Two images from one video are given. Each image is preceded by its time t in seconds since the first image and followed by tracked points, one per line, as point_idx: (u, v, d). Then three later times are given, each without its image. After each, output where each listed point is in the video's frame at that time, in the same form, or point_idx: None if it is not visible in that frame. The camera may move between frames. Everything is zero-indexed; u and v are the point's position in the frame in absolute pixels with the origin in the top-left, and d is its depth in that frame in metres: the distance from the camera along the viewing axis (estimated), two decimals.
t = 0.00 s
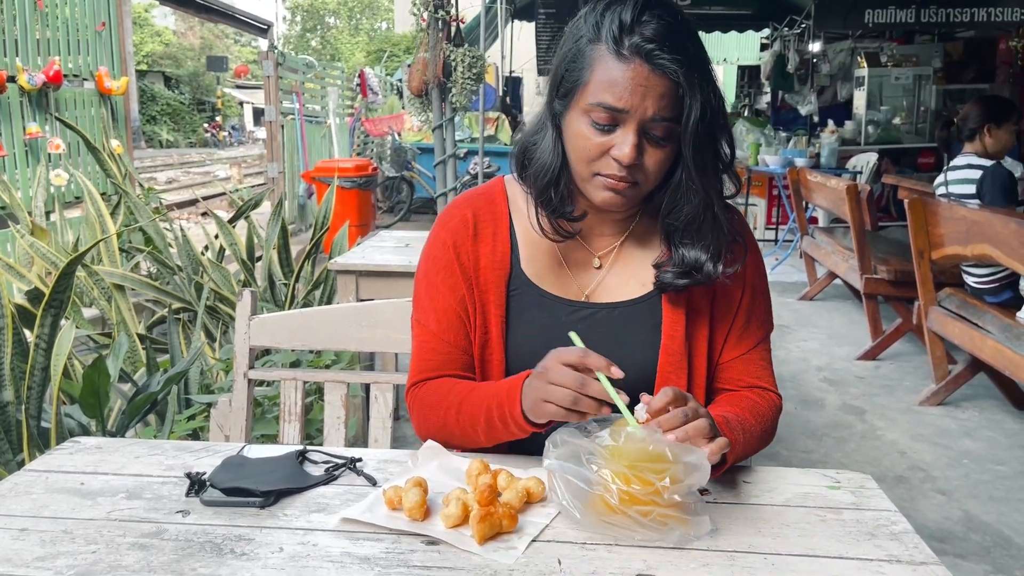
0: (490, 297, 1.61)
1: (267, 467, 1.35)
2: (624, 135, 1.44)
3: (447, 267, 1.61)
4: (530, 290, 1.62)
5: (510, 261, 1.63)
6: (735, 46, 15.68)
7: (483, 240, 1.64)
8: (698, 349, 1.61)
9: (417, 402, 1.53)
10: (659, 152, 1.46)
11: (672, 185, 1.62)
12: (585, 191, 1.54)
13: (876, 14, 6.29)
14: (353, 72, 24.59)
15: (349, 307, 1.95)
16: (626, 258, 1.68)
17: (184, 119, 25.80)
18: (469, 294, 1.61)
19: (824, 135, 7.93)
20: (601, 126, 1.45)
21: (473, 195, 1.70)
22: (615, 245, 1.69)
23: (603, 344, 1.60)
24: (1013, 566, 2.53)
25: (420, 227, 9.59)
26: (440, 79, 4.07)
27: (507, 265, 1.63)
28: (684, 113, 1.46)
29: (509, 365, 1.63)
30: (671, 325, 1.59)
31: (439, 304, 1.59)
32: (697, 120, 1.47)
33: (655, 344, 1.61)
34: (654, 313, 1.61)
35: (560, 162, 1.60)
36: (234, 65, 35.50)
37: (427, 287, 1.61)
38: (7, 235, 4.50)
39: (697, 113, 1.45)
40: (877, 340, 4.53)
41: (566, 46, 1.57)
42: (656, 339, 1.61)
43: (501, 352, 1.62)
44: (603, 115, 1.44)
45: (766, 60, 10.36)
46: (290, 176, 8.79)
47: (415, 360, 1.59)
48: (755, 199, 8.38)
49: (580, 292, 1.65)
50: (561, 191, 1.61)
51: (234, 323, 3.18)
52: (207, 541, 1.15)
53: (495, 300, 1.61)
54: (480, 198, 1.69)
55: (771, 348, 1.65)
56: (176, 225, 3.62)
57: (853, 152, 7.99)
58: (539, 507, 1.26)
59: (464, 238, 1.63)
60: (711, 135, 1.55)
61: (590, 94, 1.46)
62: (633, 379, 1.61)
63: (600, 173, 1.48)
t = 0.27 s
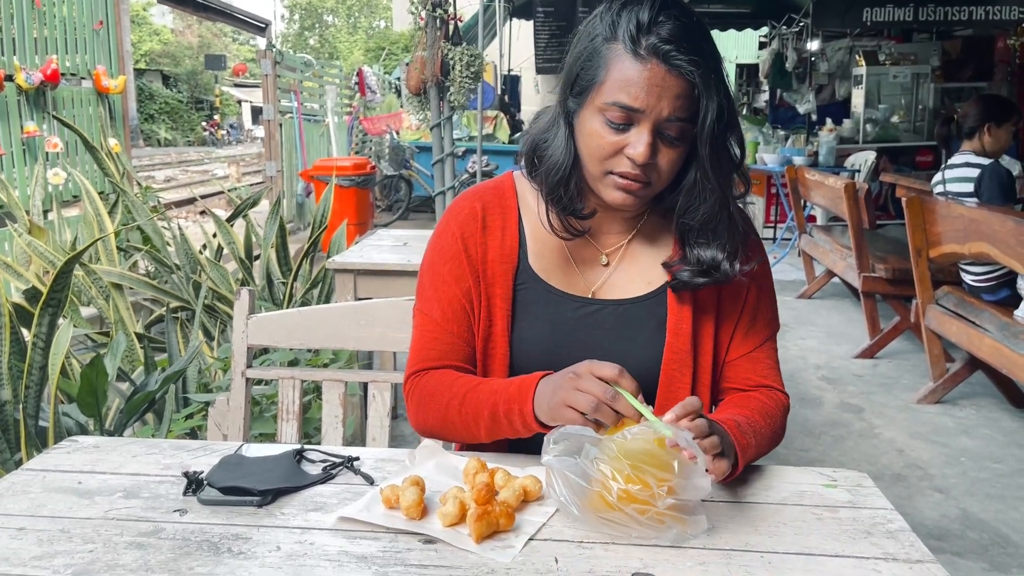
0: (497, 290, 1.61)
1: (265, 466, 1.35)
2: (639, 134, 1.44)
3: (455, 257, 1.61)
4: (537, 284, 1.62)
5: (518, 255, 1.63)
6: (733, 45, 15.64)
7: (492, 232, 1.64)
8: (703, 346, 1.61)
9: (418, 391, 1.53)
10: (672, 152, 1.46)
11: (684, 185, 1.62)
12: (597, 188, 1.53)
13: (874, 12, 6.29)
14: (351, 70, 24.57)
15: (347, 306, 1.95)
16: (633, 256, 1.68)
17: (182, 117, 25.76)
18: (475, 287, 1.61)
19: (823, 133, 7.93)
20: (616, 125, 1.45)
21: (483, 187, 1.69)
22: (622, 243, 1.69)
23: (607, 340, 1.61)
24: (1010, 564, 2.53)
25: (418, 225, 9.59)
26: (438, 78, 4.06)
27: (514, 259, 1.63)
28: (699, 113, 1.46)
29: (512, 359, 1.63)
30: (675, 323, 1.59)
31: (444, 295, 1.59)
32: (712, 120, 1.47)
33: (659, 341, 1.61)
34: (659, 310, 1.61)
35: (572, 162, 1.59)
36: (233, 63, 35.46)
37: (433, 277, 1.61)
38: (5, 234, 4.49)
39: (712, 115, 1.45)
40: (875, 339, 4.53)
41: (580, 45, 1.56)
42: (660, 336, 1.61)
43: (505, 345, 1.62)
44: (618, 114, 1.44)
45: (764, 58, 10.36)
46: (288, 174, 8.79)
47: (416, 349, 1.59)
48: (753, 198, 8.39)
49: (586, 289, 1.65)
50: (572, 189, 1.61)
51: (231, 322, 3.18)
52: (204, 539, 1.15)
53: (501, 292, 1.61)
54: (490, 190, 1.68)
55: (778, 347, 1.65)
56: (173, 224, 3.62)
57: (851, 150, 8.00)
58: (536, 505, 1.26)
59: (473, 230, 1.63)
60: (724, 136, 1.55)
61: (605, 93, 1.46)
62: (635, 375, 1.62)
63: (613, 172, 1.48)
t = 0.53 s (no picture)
0: (501, 286, 1.61)
1: (262, 466, 1.35)
2: (646, 131, 1.43)
3: (459, 254, 1.60)
4: (541, 282, 1.62)
5: (522, 252, 1.63)
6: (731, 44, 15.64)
7: (495, 229, 1.63)
8: (706, 343, 1.61)
9: (422, 389, 1.52)
10: (680, 150, 1.46)
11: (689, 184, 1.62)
12: (604, 186, 1.53)
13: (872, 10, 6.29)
14: (349, 68, 24.54)
15: (345, 305, 1.95)
16: (637, 255, 1.68)
17: (180, 115, 25.71)
18: (478, 284, 1.60)
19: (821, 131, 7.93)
20: (624, 122, 1.44)
21: (486, 184, 1.69)
22: (626, 241, 1.68)
23: (611, 338, 1.61)
24: (1008, 562, 2.53)
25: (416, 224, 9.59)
26: (436, 76, 4.05)
27: (518, 255, 1.62)
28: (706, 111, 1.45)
29: (515, 357, 1.63)
30: (678, 320, 1.59)
31: (448, 291, 1.58)
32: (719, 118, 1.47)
33: (662, 339, 1.61)
34: (662, 307, 1.61)
35: (578, 159, 1.57)
36: (231, 61, 35.40)
37: (436, 273, 1.60)
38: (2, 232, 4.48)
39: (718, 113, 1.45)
40: (874, 337, 4.53)
41: (587, 41, 1.55)
42: (663, 333, 1.61)
43: (508, 342, 1.62)
44: (626, 111, 1.43)
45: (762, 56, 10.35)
46: (286, 172, 8.78)
47: (420, 346, 1.57)
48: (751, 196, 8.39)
49: (591, 286, 1.65)
50: (578, 188, 1.60)
51: (229, 320, 3.17)
52: (200, 540, 1.14)
53: (505, 289, 1.61)
54: (494, 188, 1.68)
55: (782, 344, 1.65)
56: (171, 222, 3.61)
57: (849, 148, 8.00)
58: (534, 506, 1.26)
59: (477, 226, 1.62)
60: (729, 134, 1.55)
61: (613, 90, 1.45)
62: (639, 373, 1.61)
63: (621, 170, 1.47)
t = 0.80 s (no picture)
0: (501, 283, 1.61)
1: (261, 464, 1.34)
2: (647, 127, 1.42)
3: (458, 250, 1.60)
4: (540, 278, 1.62)
5: (521, 248, 1.63)
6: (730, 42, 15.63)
7: (495, 226, 1.63)
8: (705, 341, 1.61)
9: (419, 384, 1.51)
10: (681, 146, 1.46)
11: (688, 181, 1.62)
12: (604, 182, 1.52)
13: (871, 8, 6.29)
14: (347, 66, 24.51)
15: (343, 303, 1.94)
16: (635, 252, 1.68)
17: (178, 113, 25.67)
18: (478, 280, 1.60)
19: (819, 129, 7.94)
20: (624, 118, 1.44)
21: (486, 180, 1.69)
22: (625, 239, 1.68)
23: (610, 335, 1.60)
24: (1006, 560, 2.53)
25: (415, 222, 9.58)
26: (434, 74, 4.05)
27: (518, 252, 1.62)
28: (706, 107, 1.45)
29: (515, 353, 1.63)
30: (677, 316, 1.59)
31: (448, 287, 1.57)
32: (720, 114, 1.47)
33: (661, 336, 1.60)
34: (661, 304, 1.61)
35: (579, 155, 1.57)
36: (229, 59, 35.35)
37: (435, 269, 1.59)
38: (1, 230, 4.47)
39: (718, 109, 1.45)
40: (872, 335, 4.53)
41: (588, 37, 1.55)
42: (662, 330, 1.61)
43: (507, 339, 1.62)
44: (626, 107, 1.43)
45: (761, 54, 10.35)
46: (284, 170, 8.77)
47: (420, 341, 1.57)
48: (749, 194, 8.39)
49: (589, 283, 1.64)
50: (579, 184, 1.59)
51: (227, 318, 3.17)
52: (199, 538, 1.14)
53: (505, 286, 1.61)
54: (494, 184, 1.68)
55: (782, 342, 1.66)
56: (169, 220, 3.61)
57: (847, 146, 8.00)
58: (533, 504, 1.25)
59: (477, 222, 1.62)
60: (729, 131, 1.54)
61: (614, 86, 1.45)
62: (637, 369, 1.61)
63: (621, 166, 1.47)
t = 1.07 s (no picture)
0: (497, 280, 1.61)
1: (259, 462, 1.34)
2: (643, 125, 1.42)
3: (455, 246, 1.60)
4: (537, 275, 1.62)
5: (518, 245, 1.63)
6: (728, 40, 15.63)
7: (492, 222, 1.63)
8: (703, 339, 1.61)
9: (415, 381, 1.51)
10: (677, 145, 1.45)
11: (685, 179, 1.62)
12: (601, 180, 1.52)
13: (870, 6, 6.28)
14: (345, 64, 24.50)
15: (341, 301, 1.94)
16: (632, 249, 1.67)
17: (175, 111, 25.62)
18: (475, 277, 1.59)
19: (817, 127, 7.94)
20: (621, 116, 1.43)
21: (482, 178, 1.69)
22: (621, 236, 1.68)
23: (609, 332, 1.60)
24: (1004, 557, 2.53)
25: (413, 220, 9.58)
26: (432, 72, 4.04)
27: (514, 249, 1.62)
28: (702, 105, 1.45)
29: (512, 350, 1.63)
30: (675, 313, 1.58)
31: (445, 283, 1.57)
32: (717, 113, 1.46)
33: (659, 333, 1.60)
34: (659, 302, 1.61)
35: (577, 153, 1.57)
36: (226, 56, 35.29)
37: (432, 266, 1.59)
38: None
39: (715, 108, 1.45)
40: (870, 333, 4.54)
41: (586, 35, 1.55)
42: (660, 327, 1.60)
43: (505, 336, 1.61)
44: (623, 105, 1.43)
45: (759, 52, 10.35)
46: (282, 168, 8.75)
47: (415, 337, 1.56)
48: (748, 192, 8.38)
49: (586, 281, 1.64)
50: (576, 182, 1.59)
51: (225, 316, 3.16)
52: (197, 536, 1.14)
53: (501, 283, 1.60)
54: (491, 181, 1.68)
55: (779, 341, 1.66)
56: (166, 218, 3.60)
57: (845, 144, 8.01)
58: (532, 501, 1.25)
59: (473, 219, 1.62)
60: (726, 129, 1.54)
61: (611, 84, 1.45)
62: (635, 366, 1.60)
63: (617, 164, 1.46)
